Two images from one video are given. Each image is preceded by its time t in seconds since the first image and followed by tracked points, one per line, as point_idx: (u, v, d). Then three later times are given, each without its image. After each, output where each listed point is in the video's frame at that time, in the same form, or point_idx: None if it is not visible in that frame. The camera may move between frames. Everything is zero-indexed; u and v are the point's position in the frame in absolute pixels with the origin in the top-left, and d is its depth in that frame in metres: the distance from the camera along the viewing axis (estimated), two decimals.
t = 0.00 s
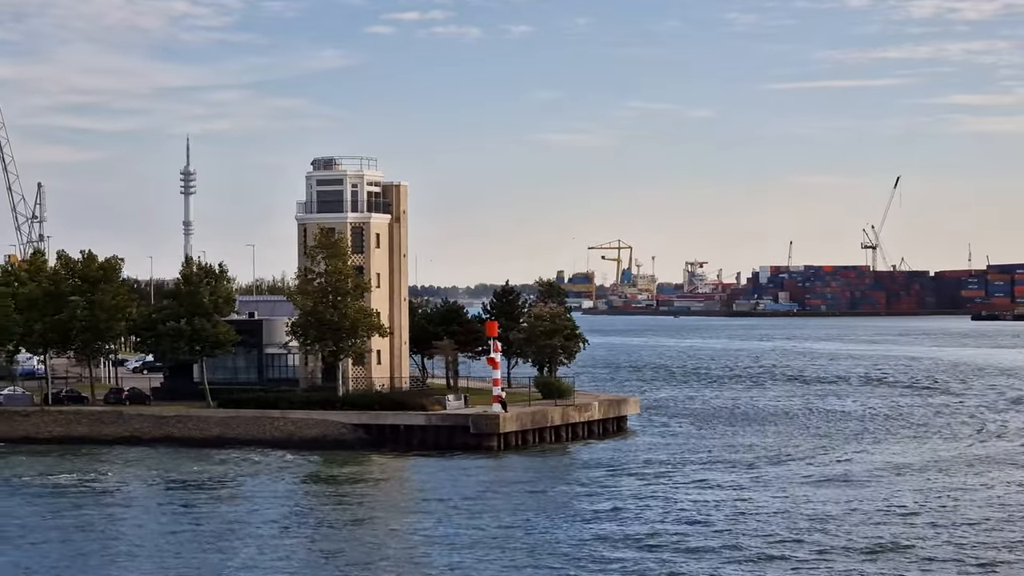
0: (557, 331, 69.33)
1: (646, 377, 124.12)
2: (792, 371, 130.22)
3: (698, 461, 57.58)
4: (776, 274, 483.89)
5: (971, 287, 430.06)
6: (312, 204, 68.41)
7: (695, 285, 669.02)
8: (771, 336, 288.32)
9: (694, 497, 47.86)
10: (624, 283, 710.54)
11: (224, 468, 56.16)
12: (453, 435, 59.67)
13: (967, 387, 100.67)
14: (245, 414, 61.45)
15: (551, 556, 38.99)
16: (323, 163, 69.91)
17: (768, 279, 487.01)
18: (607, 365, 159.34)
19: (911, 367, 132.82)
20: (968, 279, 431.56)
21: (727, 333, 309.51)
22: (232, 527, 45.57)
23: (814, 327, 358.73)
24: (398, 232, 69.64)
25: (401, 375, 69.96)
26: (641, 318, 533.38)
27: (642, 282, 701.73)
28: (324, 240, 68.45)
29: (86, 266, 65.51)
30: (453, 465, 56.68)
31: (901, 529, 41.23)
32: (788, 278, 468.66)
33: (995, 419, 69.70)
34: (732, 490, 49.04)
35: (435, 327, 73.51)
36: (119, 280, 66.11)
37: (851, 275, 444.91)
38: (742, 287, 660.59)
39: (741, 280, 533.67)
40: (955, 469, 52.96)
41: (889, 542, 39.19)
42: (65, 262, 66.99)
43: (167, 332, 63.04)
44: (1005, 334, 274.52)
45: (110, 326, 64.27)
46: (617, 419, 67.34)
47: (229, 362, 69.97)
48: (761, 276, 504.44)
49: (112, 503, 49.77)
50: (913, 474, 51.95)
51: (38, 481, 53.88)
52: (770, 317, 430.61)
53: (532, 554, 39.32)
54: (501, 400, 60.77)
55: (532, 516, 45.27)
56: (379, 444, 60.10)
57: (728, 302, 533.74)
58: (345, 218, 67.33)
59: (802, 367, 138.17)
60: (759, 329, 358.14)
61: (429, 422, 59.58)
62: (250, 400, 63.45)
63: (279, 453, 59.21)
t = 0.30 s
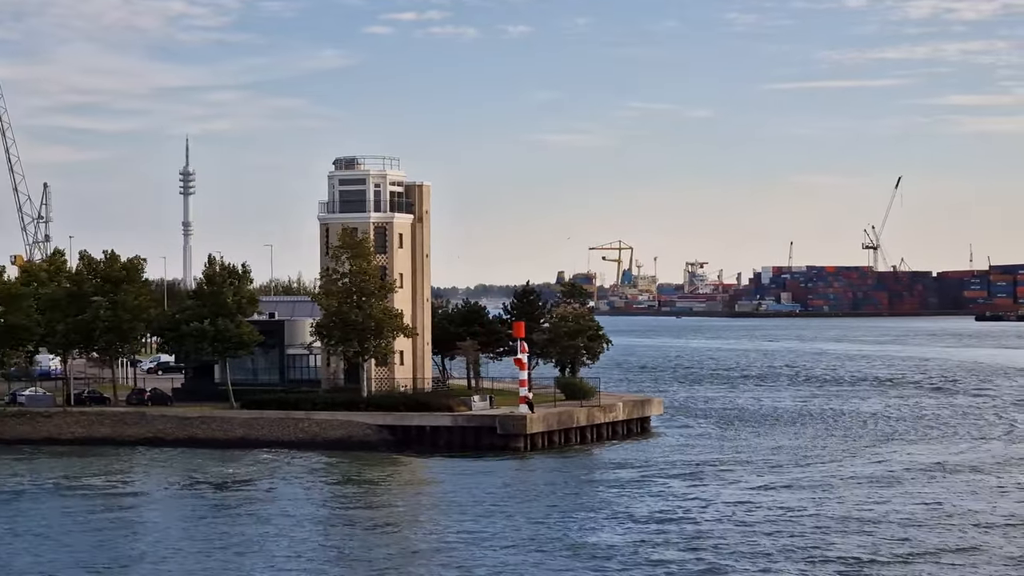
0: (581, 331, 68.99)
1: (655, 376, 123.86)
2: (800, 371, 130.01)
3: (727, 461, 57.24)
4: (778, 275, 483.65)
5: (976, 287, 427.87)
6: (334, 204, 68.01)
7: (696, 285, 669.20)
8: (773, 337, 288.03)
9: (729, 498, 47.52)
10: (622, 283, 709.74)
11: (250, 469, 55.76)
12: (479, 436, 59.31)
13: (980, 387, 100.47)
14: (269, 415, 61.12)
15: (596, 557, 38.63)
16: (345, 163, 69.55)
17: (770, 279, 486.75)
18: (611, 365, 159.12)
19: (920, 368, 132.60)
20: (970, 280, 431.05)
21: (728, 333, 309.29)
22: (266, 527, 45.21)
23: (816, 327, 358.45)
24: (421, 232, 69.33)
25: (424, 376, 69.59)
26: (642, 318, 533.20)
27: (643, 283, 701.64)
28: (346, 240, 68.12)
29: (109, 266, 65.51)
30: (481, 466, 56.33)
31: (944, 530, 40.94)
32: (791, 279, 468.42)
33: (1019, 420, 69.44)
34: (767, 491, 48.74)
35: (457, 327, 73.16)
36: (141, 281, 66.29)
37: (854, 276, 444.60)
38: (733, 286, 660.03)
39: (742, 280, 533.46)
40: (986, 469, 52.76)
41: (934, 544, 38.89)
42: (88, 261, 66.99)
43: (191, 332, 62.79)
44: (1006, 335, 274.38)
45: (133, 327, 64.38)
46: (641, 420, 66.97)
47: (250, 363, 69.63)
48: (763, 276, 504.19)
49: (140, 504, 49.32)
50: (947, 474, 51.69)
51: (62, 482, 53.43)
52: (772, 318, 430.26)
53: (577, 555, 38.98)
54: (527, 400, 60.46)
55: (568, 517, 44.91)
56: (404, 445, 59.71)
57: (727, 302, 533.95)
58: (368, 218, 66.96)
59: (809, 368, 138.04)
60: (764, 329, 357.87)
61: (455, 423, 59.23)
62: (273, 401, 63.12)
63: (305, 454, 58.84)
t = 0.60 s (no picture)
0: (607, 332, 68.68)
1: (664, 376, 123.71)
2: (810, 372, 129.92)
3: (758, 462, 56.93)
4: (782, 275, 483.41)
5: (979, 286, 426.68)
6: (359, 203, 67.57)
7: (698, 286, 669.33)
8: (777, 337, 287.87)
9: (767, 498, 47.19)
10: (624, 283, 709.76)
11: (278, 469, 55.41)
12: (508, 438, 58.96)
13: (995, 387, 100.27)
14: (296, 416, 60.76)
15: (642, 558, 38.29)
16: (369, 163, 69.15)
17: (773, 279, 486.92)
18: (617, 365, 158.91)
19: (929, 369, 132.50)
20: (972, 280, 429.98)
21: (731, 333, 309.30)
22: (303, 529, 44.82)
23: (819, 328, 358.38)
24: (446, 232, 69.02)
25: (448, 376, 69.18)
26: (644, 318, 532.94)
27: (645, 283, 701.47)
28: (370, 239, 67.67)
29: (134, 266, 65.21)
30: (511, 467, 55.97)
31: (991, 531, 40.60)
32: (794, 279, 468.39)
33: None
34: (803, 491, 48.46)
35: (481, 328, 72.81)
36: (166, 281, 65.80)
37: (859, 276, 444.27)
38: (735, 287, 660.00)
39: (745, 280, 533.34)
40: (1021, 470, 52.46)
41: (985, 546, 38.55)
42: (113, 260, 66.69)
43: (217, 333, 62.46)
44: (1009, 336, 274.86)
45: (158, 328, 64.00)
46: (668, 420, 66.57)
47: (273, 362, 69.24)
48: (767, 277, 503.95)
49: (171, 506, 48.92)
50: (981, 476, 51.42)
51: (90, 484, 53.04)
52: (777, 318, 429.96)
53: (621, 556, 38.64)
54: (556, 401, 60.13)
55: (608, 518, 44.52)
56: (432, 446, 59.34)
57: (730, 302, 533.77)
58: (393, 218, 66.55)
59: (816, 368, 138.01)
60: (769, 329, 357.09)
61: (484, 424, 58.89)
62: (299, 402, 62.82)
63: (333, 455, 58.44)
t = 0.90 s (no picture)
0: (633, 333, 68.40)
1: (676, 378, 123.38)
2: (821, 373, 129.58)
3: (788, 463, 56.62)
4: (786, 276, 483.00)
5: (982, 287, 422.27)
6: (383, 204, 67.22)
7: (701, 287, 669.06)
8: (782, 338, 287.48)
9: (803, 500, 46.87)
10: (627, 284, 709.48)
11: (306, 472, 54.93)
12: (536, 439, 58.63)
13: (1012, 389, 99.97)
14: (322, 418, 60.42)
15: (688, 561, 37.79)
16: (394, 164, 68.85)
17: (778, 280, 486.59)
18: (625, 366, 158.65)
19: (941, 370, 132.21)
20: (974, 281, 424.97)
21: (735, 334, 308.89)
22: (340, 531, 44.48)
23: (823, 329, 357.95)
24: (471, 233, 68.79)
25: (473, 378, 68.68)
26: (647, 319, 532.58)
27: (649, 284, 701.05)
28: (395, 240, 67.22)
29: (159, 267, 64.93)
30: (542, 467, 55.67)
31: None
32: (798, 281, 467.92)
33: None
34: (840, 493, 47.93)
35: (505, 330, 72.48)
36: (191, 282, 65.68)
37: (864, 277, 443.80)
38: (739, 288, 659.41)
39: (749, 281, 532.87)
40: None
41: None
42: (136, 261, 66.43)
43: (243, 334, 62.17)
44: (1016, 337, 274.36)
45: (183, 329, 63.83)
46: (694, 422, 66.21)
47: (296, 364, 68.84)
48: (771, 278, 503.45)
49: (201, 509, 48.47)
50: (1018, 477, 51.12)
51: (118, 487, 52.61)
52: (782, 319, 429.46)
53: (666, 559, 38.13)
54: (585, 402, 59.81)
55: (646, 518, 44.13)
56: (460, 447, 59.00)
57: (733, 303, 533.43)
58: (418, 218, 66.21)
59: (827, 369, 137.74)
60: (773, 330, 356.83)
61: (513, 426, 58.54)
62: (324, 404, 62.48)
63: (361, 457, 58.13)
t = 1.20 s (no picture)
0: (657, 334, 68.09)
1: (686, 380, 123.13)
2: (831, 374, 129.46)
3: (818, 464, 56.41)
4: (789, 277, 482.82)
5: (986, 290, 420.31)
6: (407, 205, 66.85)
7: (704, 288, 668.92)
8: (786, 339, 287.23)
9: (842, 500, 46.65)
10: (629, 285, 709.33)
11: (335, 474, 54.61)
12: (564, 441, 58.34)
13: None
14: (349, 419, 60.10)
15: (732, 566, 37.43)
16: (417, 164, 68.51)
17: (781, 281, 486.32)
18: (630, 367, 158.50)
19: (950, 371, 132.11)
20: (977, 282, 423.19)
21: (738, 336, 308.68)
22: (380, 531, 44.24)
23: (826, 330, 357.81)
24: (494, 233, 68.55)
25: (496, 379, 68.40)
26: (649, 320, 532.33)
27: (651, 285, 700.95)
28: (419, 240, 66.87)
29: (183, 268, 64.63)
30: (572, 468, 55.42)
31: None
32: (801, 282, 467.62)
33: None
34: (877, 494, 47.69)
35: (528, 331, 72.17)
36: (214, 283, 65.44)
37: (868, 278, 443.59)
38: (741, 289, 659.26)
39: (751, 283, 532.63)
40: None
41: None
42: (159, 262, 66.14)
43: (268, 334, 61.84)
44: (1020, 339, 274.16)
45: (206, 329, 63.48)
46: (719, 423, 65.89)
47: (317, 365, 68.54)
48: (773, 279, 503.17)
49: (234, 510, 48.20)
50: None
51: (147, 488, 52.32)
52: (785, 320, 429.13)
53: (710, 563, 37.76)
54: (612, 403, 59.47)
55: (687, 519, 43.84)
56: (488, 449, 58.72)
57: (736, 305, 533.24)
58: (443, 219, 65.85)
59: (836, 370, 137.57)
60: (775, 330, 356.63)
61: (541, 427, 58.22)
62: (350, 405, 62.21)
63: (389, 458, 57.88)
